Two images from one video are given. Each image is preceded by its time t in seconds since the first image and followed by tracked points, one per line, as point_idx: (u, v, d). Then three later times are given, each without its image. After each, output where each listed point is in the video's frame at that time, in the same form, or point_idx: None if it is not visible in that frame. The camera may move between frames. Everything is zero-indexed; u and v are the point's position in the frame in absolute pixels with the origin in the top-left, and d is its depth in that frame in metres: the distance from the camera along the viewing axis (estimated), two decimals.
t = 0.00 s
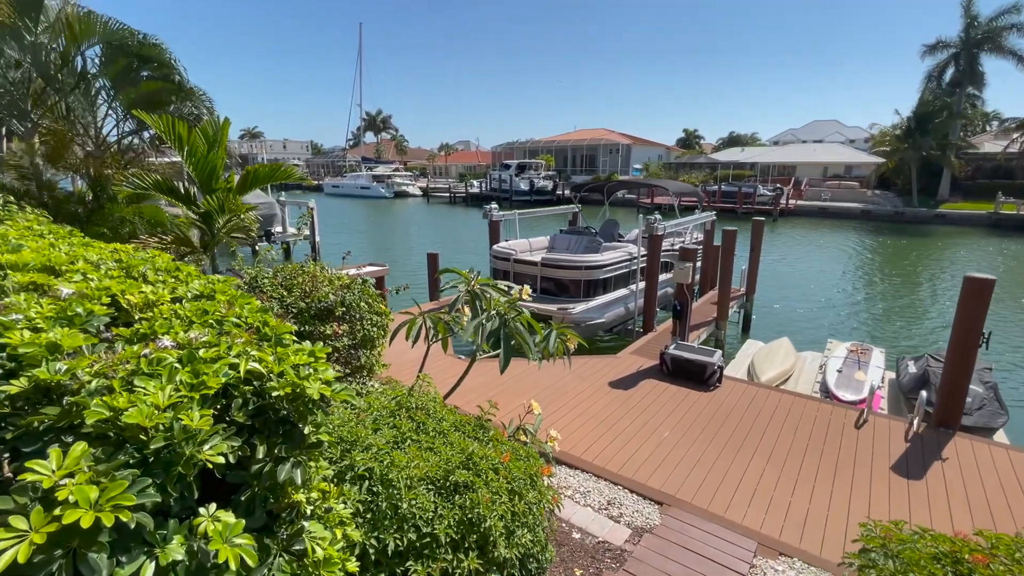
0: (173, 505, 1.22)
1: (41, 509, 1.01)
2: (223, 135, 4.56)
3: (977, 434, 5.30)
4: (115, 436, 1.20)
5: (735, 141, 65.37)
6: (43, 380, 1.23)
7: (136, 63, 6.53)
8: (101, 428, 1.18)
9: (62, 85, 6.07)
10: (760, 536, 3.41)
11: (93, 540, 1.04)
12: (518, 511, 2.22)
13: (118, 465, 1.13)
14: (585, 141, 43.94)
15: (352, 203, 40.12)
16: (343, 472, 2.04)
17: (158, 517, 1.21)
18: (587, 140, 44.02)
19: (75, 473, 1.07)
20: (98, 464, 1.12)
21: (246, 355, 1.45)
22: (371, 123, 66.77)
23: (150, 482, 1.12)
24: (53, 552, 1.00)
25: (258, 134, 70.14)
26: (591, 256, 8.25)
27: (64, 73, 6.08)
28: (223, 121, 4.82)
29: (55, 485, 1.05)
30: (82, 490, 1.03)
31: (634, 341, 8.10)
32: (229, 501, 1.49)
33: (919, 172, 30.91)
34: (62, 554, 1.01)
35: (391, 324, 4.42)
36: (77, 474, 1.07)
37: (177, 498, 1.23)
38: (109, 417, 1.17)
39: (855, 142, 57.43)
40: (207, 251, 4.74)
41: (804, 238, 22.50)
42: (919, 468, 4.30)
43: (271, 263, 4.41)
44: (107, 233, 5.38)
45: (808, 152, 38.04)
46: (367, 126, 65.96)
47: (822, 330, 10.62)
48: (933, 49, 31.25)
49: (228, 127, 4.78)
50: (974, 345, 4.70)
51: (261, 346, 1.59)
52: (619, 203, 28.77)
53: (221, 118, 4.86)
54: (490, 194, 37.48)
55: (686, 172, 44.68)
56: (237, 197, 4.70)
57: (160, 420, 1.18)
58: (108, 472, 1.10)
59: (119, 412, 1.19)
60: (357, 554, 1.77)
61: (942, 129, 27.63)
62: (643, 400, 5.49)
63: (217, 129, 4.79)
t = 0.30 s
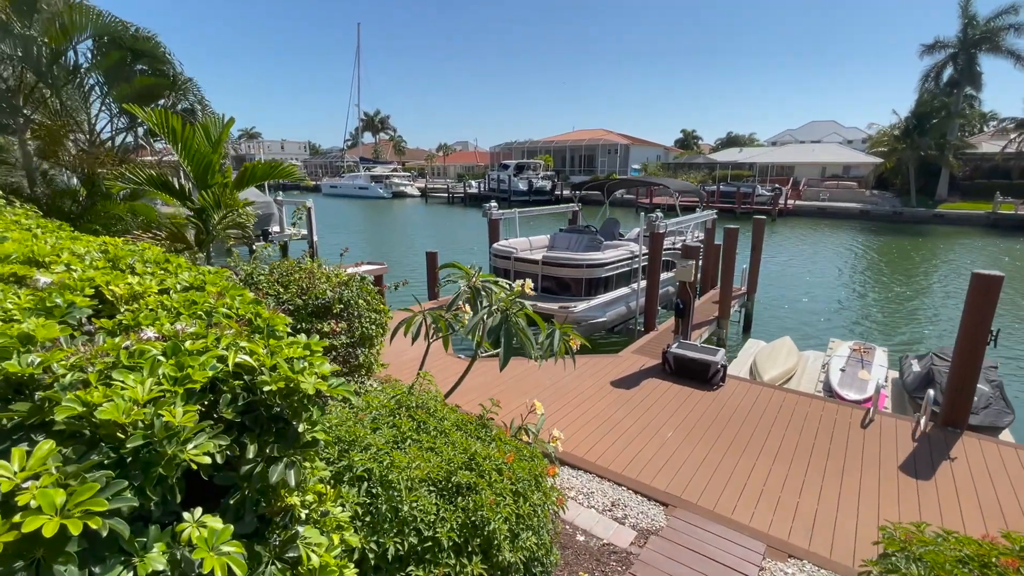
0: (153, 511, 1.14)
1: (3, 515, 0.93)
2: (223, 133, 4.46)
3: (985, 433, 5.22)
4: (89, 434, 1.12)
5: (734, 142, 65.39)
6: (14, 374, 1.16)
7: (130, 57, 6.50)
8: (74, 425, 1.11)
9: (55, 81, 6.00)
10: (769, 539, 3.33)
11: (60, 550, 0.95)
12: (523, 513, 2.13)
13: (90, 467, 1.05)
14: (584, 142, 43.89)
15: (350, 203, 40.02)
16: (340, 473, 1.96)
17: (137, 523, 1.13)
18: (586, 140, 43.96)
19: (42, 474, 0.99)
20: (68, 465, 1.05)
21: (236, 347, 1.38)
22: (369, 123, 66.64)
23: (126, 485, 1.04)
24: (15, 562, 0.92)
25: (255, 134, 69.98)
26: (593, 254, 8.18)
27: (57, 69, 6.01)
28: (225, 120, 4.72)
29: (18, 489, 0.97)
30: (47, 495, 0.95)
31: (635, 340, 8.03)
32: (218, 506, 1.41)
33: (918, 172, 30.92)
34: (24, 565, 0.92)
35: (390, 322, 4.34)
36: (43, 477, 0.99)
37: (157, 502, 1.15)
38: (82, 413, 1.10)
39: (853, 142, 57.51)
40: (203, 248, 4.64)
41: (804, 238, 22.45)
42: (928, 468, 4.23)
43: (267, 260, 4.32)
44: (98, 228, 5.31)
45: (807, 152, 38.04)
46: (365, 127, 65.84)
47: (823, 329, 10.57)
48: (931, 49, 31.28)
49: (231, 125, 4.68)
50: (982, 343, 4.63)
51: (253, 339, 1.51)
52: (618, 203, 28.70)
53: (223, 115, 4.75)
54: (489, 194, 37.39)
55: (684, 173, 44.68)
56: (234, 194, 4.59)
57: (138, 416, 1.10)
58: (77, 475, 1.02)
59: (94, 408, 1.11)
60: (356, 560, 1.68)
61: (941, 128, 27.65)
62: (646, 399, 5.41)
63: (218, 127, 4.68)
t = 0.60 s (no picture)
0: (139, 525, 1.08)
1: None
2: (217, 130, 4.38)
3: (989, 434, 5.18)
4: (69, 442, 1.06)
5: (730, 143, 65.57)
6: None
7: (124, 55, 6.40)
8: (53, 433, 1.05)
9: (46, 78, 5.91)
10: (776, 542, 3.27)
11: (33, 570, 0.88)
12: (528, 518, 2.07)
13: (69, 479, 0.98)
14: (581, 143, 43.87)
15: (347, 203, 39.92)
16: (340, 479, 1.89)
17: (122, 538, 1.07)
18: (583, 141, 43.95)
19: (16, 487, 0.93)
20: (43, 477, 0.98)
21: (229, 347, 1.31)
22: (366, 124, 66.48)
23: (108, 499, 0.97)
24: None
25: (252, 136, 69.74)
26: (593, 254, 8.14)
27: (48, 66, 5.92)
28: (218, 116, 4.64)
29: None
30: (19, 511, 0.88)
31: (635, 340, 7.98)
32: (211, 517, 1.34)
33: (914, 172, 31.03)
34: None
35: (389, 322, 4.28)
36: (15, 490, 0.92)
37: (142, 516, 1.08)
38: (61, 419, 1.04)
39: (849, 143, 57.75)
40: (197, 247, 4.55)
41: (801, 239, 22.47)
42: (933, 469, 4.18)
43: (264, 260, 4.24)
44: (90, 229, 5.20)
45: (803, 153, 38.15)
46: (362, 128, 65.67)
47: (822, 330, 10.55)
48: (926, 50, 31.41)
49: (225, 122, 4.59)
50: (986, 343, 4.59)
51: (247, 339, 1.45)
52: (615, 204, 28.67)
53: (217, 112, 4.67)
54: (486, 195, 37.30)
55: (681, 174, 44.73)
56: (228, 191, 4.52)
57: (122, 423, 1.04)
58: (53, 488, 0.96)
59: (75, 414, 1.05)
60: (355, 571, 1.62)
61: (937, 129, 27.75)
62: (648, 400, 5.36)
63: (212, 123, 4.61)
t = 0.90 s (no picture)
0: (119, 530, 1.00)
1: None
2: (204, 123, 4.28)
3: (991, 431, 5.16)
4: (42, 440, 0.99)
5: (725, 144, 65.87)
6: None
7: (115, 51, 6.30)
8: (26, 429, 0.98)
9: (36, 73, 5.81)
10: (782, 542, 3.22)
11: None
12: (533, 520, 2.00)
13: (39, 479, 0.92)
14: (577, 143, 43.87)
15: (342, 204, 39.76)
16: (338, 479, 1.82)
17: (101, 544, 1.00)
18: (579, 142, 43.95)
19: None
20: (12, 477, 0.91)
21: (220, 338, 1.25)
22: (361, 124, 66.26)
23: (83, 501, 0.91)
24: None
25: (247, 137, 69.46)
26: (591, 252, 8.10)
27: (37, 61, 5.82)
28: (203, 108, 4.53)
29: None
30: None
31: (634, 340, 7.94)
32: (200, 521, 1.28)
33: (907, 173, 31.21)
34: None
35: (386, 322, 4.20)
36: None
37: (123, 521, 1.01)
38: (33, 415, 0.97)
39: (843, 144, 58.10)
40: (190, 245, 4.46)
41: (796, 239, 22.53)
42: (938, 467, 4.14)
43: (259, 257, 4.16)
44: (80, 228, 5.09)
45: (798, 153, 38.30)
46: (357, 128, 65.43)
47: (819, 329, 10.54)
48: (919, 52, 31.65)
49: (211, 114, 4.48)
50: (989, 341, 4.56)
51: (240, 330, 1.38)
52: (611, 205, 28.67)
53: (202, 104, 4.56)
54: (482, 195, 37.23)
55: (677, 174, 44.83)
56: (221, 186, 4.43)
57: (98, 417, 0.97)
58: (21, 490, 0.89)
59: (47, 408, 0.99)
60: None
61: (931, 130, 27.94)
62: (648, 399, 5.31)
63: (197, 116, 4.50)
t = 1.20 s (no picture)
0: (100, 533, 0.95)
1: None
2: (197, 119, 4.18)
3: (990, 428, 5.16)
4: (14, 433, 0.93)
5: (717, 145, 66.21)
6: None
7: (105, 45, 6.18)
8: None
9: (22, 68, 5.71)
10: (787, 541, 3.17)
11: None
12: (537, 520, 1.93)
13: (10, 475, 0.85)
14: (571, 144, 43.88)
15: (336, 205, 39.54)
16: (337, 479, 1.75)
17: (81, 547, 0.94)
18: (572, 143, 43.98)
19: None
20: None
21: (213, 325, 1.19)
22: (355, 125, 66.00)
23: (58, 499, 0.84)
24: None
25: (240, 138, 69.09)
26: (589, 251, 8.06)
27: (24, 55, 5.72)
28: (197, 103, 4.43)
29: None
30: None
31: (632, 338, 7.91)
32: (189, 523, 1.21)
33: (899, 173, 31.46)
34: None
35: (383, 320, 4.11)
36: None
37: (104, 523, 0.96)
38: (5, 405, 0.91)
39: (834, 145, 58.54)
40: (180, 241, 4.36)
41: (790, 239, 22.62)
42: (940, 463, 4.11)
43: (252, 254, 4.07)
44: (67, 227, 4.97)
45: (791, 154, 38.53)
46: (350, 129, 65.14)
47: (815, 328, 10.55)
48: (910, 53, 31.92)
49: (205, 110, 4.39)
50: (988, 336, 4.54)
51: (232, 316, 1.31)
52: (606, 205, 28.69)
53: (196, 100, 4.46)
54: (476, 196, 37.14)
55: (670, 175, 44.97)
56: (214, 183, 4.33)
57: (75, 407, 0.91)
58: None
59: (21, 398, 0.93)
60: None
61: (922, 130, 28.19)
62: (647, 398, 5.26)
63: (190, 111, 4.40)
